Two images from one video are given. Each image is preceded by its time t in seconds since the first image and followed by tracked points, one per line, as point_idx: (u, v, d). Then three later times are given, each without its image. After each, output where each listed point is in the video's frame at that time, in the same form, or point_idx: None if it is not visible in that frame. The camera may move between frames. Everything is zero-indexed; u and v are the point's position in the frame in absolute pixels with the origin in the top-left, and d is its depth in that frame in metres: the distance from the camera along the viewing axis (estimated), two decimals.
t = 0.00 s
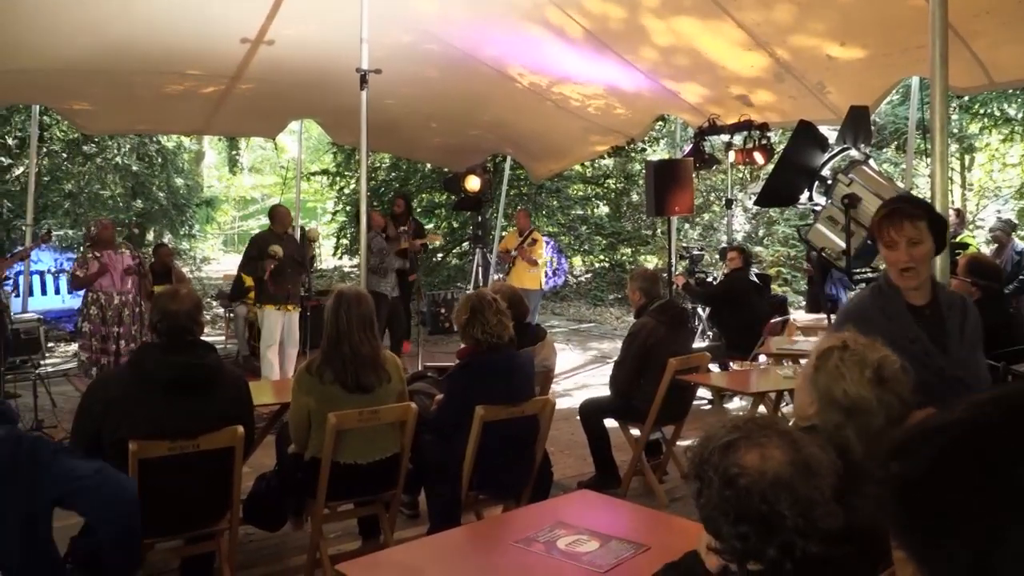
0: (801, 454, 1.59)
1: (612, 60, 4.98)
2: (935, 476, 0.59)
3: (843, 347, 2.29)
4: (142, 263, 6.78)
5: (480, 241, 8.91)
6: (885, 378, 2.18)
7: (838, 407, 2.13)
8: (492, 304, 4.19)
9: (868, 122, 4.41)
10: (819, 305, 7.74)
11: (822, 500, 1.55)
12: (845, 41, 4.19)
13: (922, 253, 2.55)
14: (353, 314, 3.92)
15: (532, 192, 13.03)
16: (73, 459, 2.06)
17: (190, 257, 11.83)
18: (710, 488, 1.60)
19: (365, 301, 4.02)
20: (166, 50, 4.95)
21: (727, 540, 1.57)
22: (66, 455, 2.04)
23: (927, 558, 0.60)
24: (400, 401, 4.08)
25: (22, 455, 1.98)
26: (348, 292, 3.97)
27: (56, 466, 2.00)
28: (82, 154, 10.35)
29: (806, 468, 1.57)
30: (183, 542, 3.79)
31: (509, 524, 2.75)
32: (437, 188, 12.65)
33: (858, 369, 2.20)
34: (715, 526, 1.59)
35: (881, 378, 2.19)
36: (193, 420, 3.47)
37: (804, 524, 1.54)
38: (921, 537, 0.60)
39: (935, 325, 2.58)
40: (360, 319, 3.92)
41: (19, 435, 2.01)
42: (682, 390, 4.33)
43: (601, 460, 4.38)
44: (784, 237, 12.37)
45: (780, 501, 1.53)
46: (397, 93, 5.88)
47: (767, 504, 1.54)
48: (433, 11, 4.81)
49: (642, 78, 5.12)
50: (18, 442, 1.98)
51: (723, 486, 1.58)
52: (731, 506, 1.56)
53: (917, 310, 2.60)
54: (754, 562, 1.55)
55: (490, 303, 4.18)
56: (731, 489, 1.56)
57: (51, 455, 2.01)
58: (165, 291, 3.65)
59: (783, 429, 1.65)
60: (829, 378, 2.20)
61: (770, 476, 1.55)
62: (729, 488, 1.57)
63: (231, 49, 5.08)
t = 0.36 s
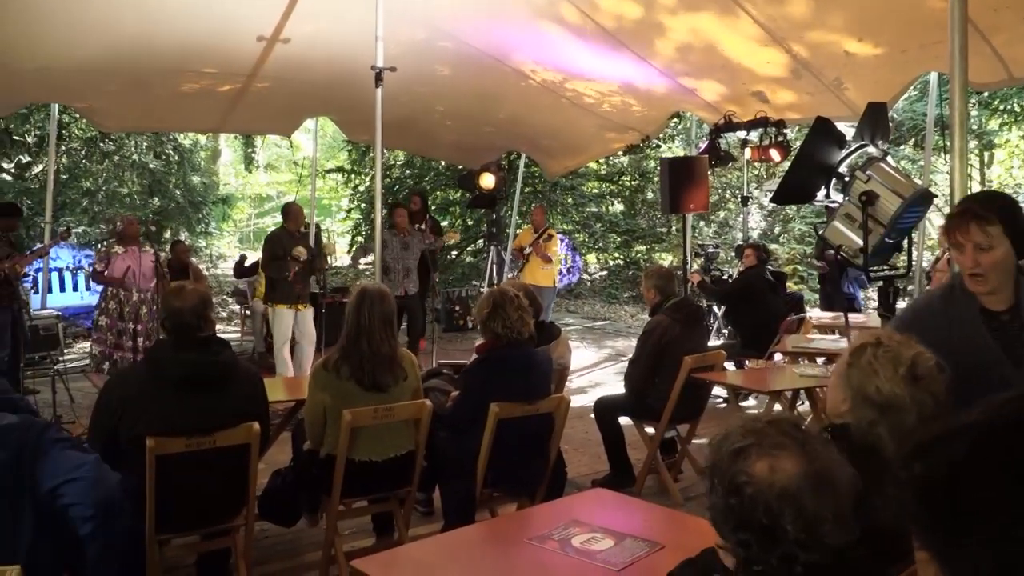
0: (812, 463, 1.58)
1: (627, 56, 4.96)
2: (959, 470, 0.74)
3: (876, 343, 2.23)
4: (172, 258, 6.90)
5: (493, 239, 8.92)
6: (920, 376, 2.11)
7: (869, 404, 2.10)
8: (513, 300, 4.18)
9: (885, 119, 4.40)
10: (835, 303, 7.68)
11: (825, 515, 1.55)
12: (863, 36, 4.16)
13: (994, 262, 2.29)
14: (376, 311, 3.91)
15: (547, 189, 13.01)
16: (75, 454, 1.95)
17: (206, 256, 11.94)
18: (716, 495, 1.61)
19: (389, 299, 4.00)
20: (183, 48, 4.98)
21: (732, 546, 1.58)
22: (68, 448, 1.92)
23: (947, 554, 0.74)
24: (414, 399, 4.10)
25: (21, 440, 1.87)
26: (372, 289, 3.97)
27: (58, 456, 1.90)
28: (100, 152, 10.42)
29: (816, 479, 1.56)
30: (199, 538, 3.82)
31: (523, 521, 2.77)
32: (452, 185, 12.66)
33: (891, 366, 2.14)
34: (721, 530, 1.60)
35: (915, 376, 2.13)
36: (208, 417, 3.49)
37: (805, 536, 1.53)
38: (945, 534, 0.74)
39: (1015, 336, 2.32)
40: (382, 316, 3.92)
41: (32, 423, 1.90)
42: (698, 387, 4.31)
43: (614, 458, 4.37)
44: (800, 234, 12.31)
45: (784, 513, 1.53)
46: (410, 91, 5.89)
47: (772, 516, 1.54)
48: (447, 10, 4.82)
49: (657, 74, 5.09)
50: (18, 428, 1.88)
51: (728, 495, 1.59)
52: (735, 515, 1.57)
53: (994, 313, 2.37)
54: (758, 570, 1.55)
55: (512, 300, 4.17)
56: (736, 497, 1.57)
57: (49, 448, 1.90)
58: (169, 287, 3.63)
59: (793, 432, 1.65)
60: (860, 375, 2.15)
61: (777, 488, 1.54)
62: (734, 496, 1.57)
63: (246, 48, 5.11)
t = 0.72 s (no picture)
0: (867, 483, 1.48)
1: (648, 41, 4.70)
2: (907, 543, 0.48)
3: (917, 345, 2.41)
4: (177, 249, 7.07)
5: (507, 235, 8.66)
6: (959, 379, 2.27)
7: (907, 407, 2.23)
8: (511, 305, 3.92)
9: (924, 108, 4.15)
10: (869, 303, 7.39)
11: (869, 543, 1.45)
12: (900, 20, 3.91)
13: None
14: (389, 309, 3.72)
15: (564, 183, 12.72)
16: (59, 464, 1.95)
17: (205, 252, 11.73)
18: (756, 498, 1.55)
19: (402, 299, 3.81)
20: (183, 35, 4.77)
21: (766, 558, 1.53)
22: (45, 461, 1.92)
23: None
24: (425, 404, 3.88)
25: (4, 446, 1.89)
26: (385, 287, 3.78)
27: (36, 468, 1.90)
28: (96, 145, 10.19)
29: (868, 503, 1.46)
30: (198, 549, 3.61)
31: (535, 533, 2.54)
32: (464, 179, 12.43)
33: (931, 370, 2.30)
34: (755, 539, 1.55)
35: (955, 380, 2.28)
36: (212, 420, 3.29)
37: (844, 562, 1.45)
38: None
39: None
40: (394, 316, 3.72)
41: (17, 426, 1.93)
42: (724, 392, 4.08)
43: (635, 465, 4.14)
44: (833, 230, 12.06)
45: (825, 532, 1.45)
46: (422, 80, 5.67)
47: (810, 535, 1.46)
48: None
49: (679, 61, 4.84)
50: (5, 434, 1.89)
51: (768, 504, 1.52)
52: (772, 527, 1.51)
53: None
54: None
55: (508, 305, 3.90)
56: (776, 508, 1.50)
57: (29, 458, 1.91)
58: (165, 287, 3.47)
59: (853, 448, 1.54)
60: (900, 379, 2.30)
61: (821, 504, 1.46)
62: (773, 506, 1.51)
63: (249, 35, 4.89)
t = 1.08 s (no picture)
0: (914, 498, 1.33)
1: (674, 28, 4.46)
2: None
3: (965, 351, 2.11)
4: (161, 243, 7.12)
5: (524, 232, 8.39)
6: (1015, 386, 2.03)
7: (959, 417, 1.97)
8: (527, 307, 3.69)
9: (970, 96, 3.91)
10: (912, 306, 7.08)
11: (915, 560, 1.31)
12: (944, 3, 3.65)
13: None
14: (401, 311, 3.50)
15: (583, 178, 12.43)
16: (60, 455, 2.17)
17: (205, 250, 11.46)
18: (794, 505, 1.41)
19: (414, 300, 3.59)
20: (182, 23, 4.56)
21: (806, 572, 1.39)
22: (44, 453, 2.14)
23: None
24: (438, 411, 3.65)
25: (0, 450, 2.09)
26: (397, 287, 3.55)
27: (36, 464, 2.12)
28: (91, 137, 10.05)
29: (913, 519, 1.32)
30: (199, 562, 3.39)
31: (555, 550, 2.31)
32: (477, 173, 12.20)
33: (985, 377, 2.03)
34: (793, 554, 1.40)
35: (1010, 387, 2.04)
36: (216, 428, 3.07)
37: None
38: None
39: None
40: (406, 318, 3.50)
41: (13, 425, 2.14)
42: (755, 399, 3.83)
43: (658, 476, 3.90)
44: (871, 227, 11.77)
45: (869, 550, 1.30)
46: (437, 70, 5.45)
47: (851, 550, 1.31)
48: None
49: (707, 48, 4.59)
50: None
51: (806, 516, 1.37)
52: (811, 544, 1.36)
53: None
54: None
55: (524, 306, 3.67)
56: (817, 521, 1.35)
57: (28, 454, 2.12)
58: (170, 286, 3.26)
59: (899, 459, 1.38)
60: (949, 387, 2.02)
61: (866, 521, 1.31)
62: (813, 519, 1.35)
63: (251, 22, 4.68)
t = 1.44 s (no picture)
0: (951, 506, 1.34)
1: (705, 10, 4.23)
2: None
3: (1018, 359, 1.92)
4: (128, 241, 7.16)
5: (545, 232, 8.13)
6: None
7: (1011, 430, 1.79)
8: (556, 305, 3.51)
9: None
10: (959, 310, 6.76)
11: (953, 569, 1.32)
12: None
13: None
14: (410, 313, 3.28)
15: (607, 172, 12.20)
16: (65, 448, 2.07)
17: (209, 248, 11.21)
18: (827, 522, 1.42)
19: (426, 300, 3.37)
20: (186, 8, 4.37)
21: None
22: (47, 449, 2.03)
23: None
24: (454, 419, 3.41)
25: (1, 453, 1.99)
26: (408, 287, 3.34)
27: (40, 462, 2.02)
28: (89, 130, 9.93)
29: (949, 528, 1.33)
30: None
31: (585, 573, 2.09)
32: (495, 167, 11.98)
33: None
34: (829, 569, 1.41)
35: None
36: (222, 435, 2.87)
37: None
38: None
39: None
40: (417, 319, 3.28)
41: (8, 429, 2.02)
42: (793, 408, 3.59)
43: (688, 489, 3.66)
44: (916, 224, 11.39)
45: (908, 564, 1.31)
46: (455, 59, 5.25)
47: (891, 566, 1.32)
48: None
49: (740, 32, 4.35)
50: None
51: (841, 533, 1.38)
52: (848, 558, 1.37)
53: None
54: None
55: (552, 304, 3.50)
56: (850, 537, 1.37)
57: (29, 451, 2.02)
58: (173, 287, 3.06)
59: (933, 468, 1.40)
60: (1000, 397, 1.83)
61: (903, 531, 1.32)
62: (849, 536, 1.37)
63: (257, 8, 4.47)
